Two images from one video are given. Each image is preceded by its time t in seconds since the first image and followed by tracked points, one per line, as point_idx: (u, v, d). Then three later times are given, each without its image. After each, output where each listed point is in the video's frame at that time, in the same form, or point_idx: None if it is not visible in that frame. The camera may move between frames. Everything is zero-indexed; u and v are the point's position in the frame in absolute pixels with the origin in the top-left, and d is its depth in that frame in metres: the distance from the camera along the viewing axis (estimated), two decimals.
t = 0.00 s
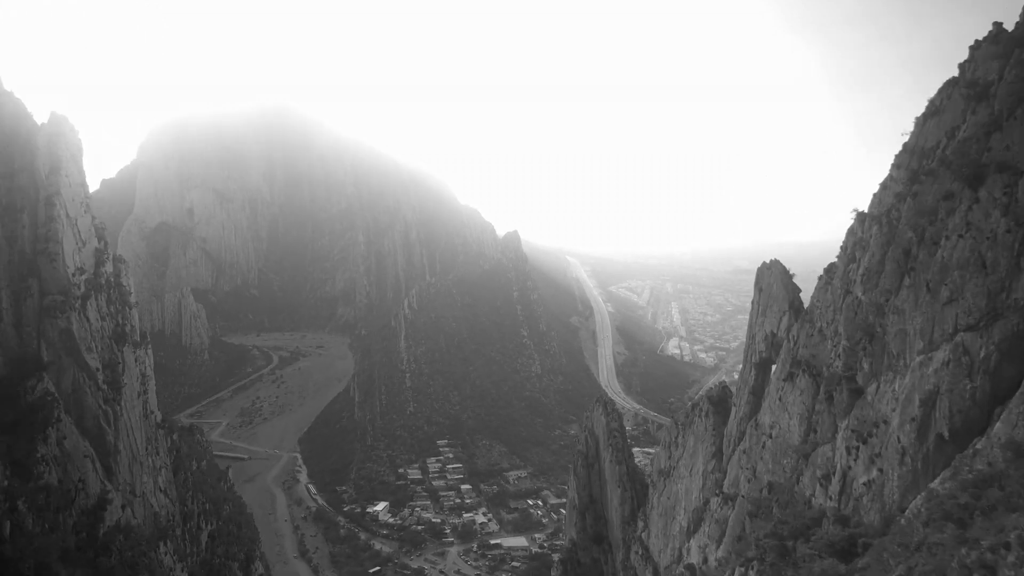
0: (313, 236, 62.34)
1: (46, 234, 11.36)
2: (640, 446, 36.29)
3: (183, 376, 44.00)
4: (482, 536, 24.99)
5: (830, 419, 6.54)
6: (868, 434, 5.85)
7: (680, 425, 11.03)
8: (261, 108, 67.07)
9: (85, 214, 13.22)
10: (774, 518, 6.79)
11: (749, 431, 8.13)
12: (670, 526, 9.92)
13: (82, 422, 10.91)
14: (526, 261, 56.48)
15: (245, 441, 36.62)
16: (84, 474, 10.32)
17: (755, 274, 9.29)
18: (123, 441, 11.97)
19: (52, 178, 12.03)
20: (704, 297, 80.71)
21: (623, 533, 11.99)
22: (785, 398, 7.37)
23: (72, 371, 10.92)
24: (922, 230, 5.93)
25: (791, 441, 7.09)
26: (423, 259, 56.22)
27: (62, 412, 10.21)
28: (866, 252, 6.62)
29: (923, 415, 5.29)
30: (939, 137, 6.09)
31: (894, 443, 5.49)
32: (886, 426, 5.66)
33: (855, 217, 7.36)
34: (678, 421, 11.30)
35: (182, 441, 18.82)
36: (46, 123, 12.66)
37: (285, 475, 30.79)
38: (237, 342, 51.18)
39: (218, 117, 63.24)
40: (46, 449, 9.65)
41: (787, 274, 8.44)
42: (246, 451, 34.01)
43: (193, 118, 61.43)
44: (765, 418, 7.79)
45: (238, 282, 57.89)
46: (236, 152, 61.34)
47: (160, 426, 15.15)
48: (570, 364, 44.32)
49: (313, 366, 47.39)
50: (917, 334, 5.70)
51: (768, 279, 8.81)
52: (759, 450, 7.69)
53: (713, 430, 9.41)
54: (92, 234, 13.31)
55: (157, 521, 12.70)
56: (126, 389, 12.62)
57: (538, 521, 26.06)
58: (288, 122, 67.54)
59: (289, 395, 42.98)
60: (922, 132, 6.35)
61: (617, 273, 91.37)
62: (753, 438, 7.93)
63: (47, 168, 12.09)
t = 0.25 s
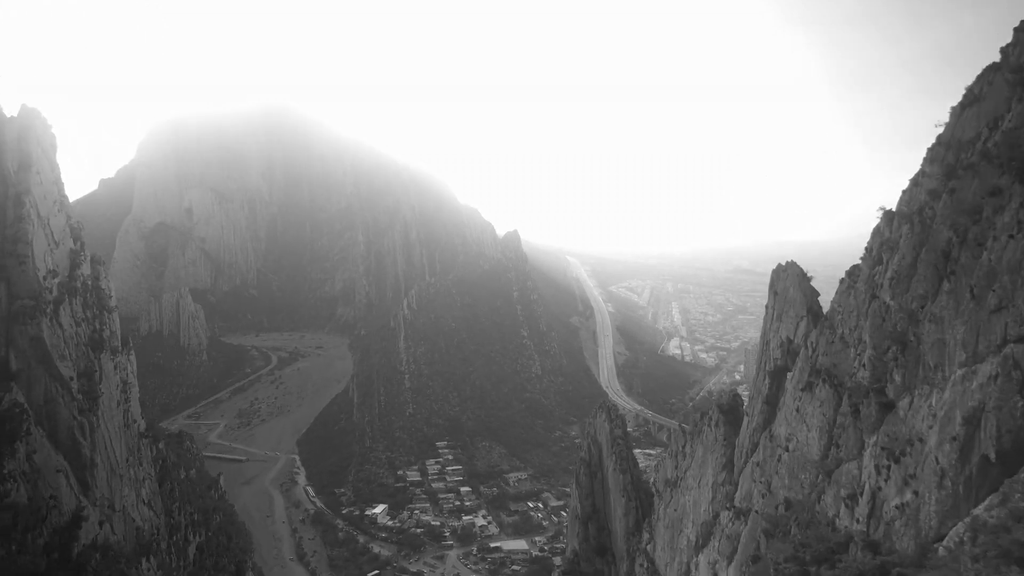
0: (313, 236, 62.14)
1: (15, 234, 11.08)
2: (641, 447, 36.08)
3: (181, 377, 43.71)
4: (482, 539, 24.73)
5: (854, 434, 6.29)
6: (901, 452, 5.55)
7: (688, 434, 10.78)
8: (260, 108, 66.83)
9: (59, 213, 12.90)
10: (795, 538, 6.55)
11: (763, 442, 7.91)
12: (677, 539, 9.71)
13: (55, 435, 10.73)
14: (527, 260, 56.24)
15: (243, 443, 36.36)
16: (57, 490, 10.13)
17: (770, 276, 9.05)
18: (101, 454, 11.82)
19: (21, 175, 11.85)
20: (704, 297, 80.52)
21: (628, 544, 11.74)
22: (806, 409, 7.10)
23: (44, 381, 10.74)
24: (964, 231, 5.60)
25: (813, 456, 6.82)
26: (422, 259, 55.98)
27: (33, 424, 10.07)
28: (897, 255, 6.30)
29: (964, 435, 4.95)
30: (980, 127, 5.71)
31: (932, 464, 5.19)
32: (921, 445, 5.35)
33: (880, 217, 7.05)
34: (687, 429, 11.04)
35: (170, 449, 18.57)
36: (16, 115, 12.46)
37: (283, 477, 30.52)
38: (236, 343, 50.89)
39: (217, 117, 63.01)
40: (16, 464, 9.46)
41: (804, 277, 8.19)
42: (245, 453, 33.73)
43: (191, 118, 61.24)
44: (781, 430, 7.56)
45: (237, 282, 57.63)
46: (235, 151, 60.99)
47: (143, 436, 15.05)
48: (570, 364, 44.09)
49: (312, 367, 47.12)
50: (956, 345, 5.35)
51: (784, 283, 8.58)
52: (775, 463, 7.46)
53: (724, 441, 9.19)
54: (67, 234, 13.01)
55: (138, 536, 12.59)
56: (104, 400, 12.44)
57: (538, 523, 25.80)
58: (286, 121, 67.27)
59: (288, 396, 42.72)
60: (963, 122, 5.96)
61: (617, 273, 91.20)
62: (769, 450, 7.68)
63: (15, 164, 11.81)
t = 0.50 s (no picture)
0: (312, 236, 61.92)
1: None
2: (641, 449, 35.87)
3: (179, 378, 43.46)
4: (481, 542, 24.49)
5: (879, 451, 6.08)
6: (938, 473, 5.30)
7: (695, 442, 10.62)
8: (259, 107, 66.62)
9: (32, 211, 12.78)
10: (817, 562, 6.36)
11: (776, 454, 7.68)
12: (683, 553, 9.55)
13: (27, 448, 10.62)
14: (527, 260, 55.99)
15: (241, 444, 36.12)
16: (28, 507, 10.09)
17: (785, 276, 8.81)
18: (77, 468, 11.76)
19: None
20: (704, 296, 80.28)
21: (633, 556, 11.52)
22: (826, 422, 6.87)
23: (15, 391, 10.62)
24: (1008, 233, 5.36)
25: (836, 472, 6.59)
26: (422, 258, 55.77)
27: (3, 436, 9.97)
28: (930, 258, 6.05)
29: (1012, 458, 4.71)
30: None
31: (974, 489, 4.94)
32: (963, 466, 5.10)
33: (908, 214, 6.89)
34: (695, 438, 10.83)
35: (155, 459, 18.26)
36: None
37: (281, 479, 30.28)
38: (235, 343, 50.61)
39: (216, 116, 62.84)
40: None
41: (822, 278, 7.98)
42: (243, 455, 33.45)
43: (190, 117, 61.08)
44: (797, 441, 7.32)
45: (236, 282, 57.39)
46: (234, 151, 60.82)
47: (126, 446, 14.87)
48: (570, 365, 43.85)
49: (311, 368, 46.83)
50: (999, 358, 5.10)
51: (801, 284, 8.33)
52: (791, 477, 7.22)
53: (734, 451, 9.01)
54: (40, 232, 12.89)
55: (118, 550, 12.54)
56: (80, 410, 12.34)
57: (539, 526, 25.57)
58: (286, 120, 67.01)
59: (287, 398, 42.48)
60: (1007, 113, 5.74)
61: (618, 273, 90.97)
62: (782, 463, 7.45)
63: None
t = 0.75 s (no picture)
0: (311, 236, 61.70)
1: None
2: (642, 450, 35.63)
3: (177, 379, 43.21)
4: (481, 545, 24.24)
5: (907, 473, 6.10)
6: (978, 497, 5.26)
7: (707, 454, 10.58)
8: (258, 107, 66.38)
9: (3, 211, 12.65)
10: None
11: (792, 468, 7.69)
12: (692, 567, 9.58)
13: None
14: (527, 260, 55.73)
15: (240, 446, 35.90)
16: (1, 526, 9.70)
17: (802, 279, 8.79)
18: (52, 482, 11.56)
19: None
20: (705, 296, 79.97)
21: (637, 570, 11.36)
22: (852, 436, 6.84)
23: None
24: None
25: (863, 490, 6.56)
26: (422, 259, 55.50)
27: None
28: (968, 266, 6.08)
29: None
30: None
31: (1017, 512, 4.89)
32: (1006, 489, 5.06)
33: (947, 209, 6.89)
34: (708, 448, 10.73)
35: (141, 468, 17.88)
36: None
37: (280, 481, 30.02)
38: (233, 344, 50.33)
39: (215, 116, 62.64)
40: None
41: (844, 282, 7.98)
42: (241, 457, 33.21)
43: (190, 117, 60.94)
44: (815, 456, 7.35)
45: (235, 282, 57.11)
46: (234, 151, 60.62)
47: (106, 457, 14.60)
48: (571, 366, 43.63)
49: (311, 368, 46.56)
50: None
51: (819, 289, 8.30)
52: (808, 494, 7.24)
53: (747, 463, 9.06)
54: (11, 233, 12.73)
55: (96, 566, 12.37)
56: (55, 421, 12.12)
57: (539, 529, 25.34)
58: (285, 120, 66.74)
59: (286, 399, 42.24)
60: None
61: (618, 273, 90.70)
62: (800, 478, 7.43)
63: None
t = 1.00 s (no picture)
0: (311, 236, 61.52)
1: None
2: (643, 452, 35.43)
3: (176, 380, 42.95)
4: (482, 549, 24.00)
5: (942, 494, 5.76)
6: None
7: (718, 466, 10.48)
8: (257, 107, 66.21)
9: None
10: None
11: (811, 484, 7.41)
12: None
13: None
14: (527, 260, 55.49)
15: (238, 448, 35.64)
16: None
17: (825, 283, 8.54)
18: (22, 497, 11.28)
19: None
20: (705, 296, 79.77)
21: None
22: (878, 452, 6.53)
23: None
24: None
25: (891, 511, 6.24)
26: (422, 259, 55.25)
27: None
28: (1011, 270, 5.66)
29: None
30: None
31: None
32: None
33: (988, 206, 6.53)
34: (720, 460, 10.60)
35: (126, 478, 17.47)
36: None
37: (278, 483, 29.77)
38: (232, 344, 50.10)
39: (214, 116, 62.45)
40: None
41: (869, 285, 7.75)
42: (239, 459, 32.94)
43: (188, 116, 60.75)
44: (837, 472, 7.04)
45: (235, 282, 56.78)
46: (233, 151, 60.37)
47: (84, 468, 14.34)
48: (572, 366, 43.40)
49: (310, 369, 46.32)
50: None
51: (842, 294, 8.03)
52: (829, 513, 6.92)
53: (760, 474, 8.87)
54: None
55: None
56: (26, 433, 11.86)
57: (540, 532, 25.10)
58: (284, 120, 66.49)
59: (285, 400, 42.00)
60: None
61: (618, 273, 90.55)
62: (820, 494, 7.17)
63: None
